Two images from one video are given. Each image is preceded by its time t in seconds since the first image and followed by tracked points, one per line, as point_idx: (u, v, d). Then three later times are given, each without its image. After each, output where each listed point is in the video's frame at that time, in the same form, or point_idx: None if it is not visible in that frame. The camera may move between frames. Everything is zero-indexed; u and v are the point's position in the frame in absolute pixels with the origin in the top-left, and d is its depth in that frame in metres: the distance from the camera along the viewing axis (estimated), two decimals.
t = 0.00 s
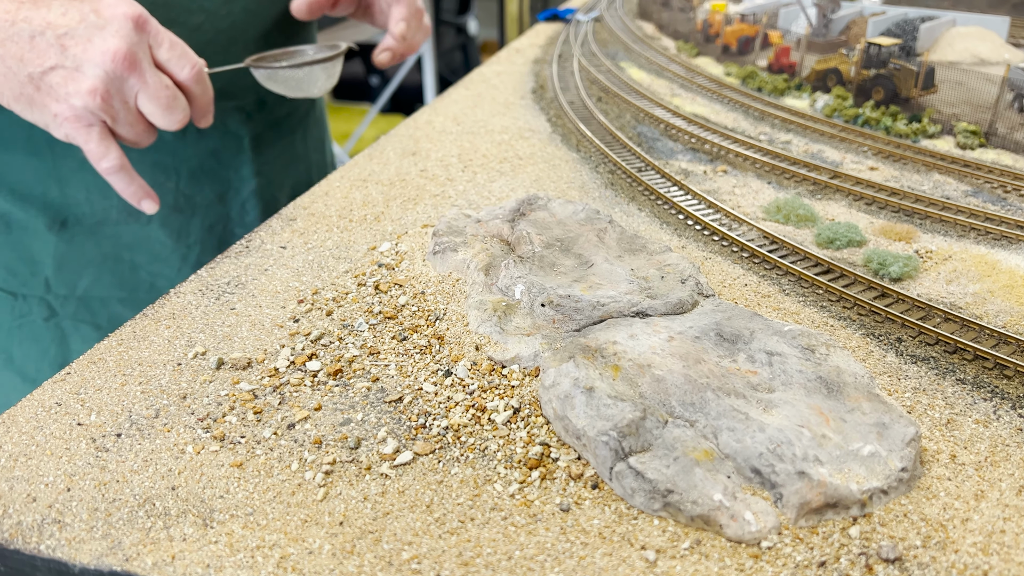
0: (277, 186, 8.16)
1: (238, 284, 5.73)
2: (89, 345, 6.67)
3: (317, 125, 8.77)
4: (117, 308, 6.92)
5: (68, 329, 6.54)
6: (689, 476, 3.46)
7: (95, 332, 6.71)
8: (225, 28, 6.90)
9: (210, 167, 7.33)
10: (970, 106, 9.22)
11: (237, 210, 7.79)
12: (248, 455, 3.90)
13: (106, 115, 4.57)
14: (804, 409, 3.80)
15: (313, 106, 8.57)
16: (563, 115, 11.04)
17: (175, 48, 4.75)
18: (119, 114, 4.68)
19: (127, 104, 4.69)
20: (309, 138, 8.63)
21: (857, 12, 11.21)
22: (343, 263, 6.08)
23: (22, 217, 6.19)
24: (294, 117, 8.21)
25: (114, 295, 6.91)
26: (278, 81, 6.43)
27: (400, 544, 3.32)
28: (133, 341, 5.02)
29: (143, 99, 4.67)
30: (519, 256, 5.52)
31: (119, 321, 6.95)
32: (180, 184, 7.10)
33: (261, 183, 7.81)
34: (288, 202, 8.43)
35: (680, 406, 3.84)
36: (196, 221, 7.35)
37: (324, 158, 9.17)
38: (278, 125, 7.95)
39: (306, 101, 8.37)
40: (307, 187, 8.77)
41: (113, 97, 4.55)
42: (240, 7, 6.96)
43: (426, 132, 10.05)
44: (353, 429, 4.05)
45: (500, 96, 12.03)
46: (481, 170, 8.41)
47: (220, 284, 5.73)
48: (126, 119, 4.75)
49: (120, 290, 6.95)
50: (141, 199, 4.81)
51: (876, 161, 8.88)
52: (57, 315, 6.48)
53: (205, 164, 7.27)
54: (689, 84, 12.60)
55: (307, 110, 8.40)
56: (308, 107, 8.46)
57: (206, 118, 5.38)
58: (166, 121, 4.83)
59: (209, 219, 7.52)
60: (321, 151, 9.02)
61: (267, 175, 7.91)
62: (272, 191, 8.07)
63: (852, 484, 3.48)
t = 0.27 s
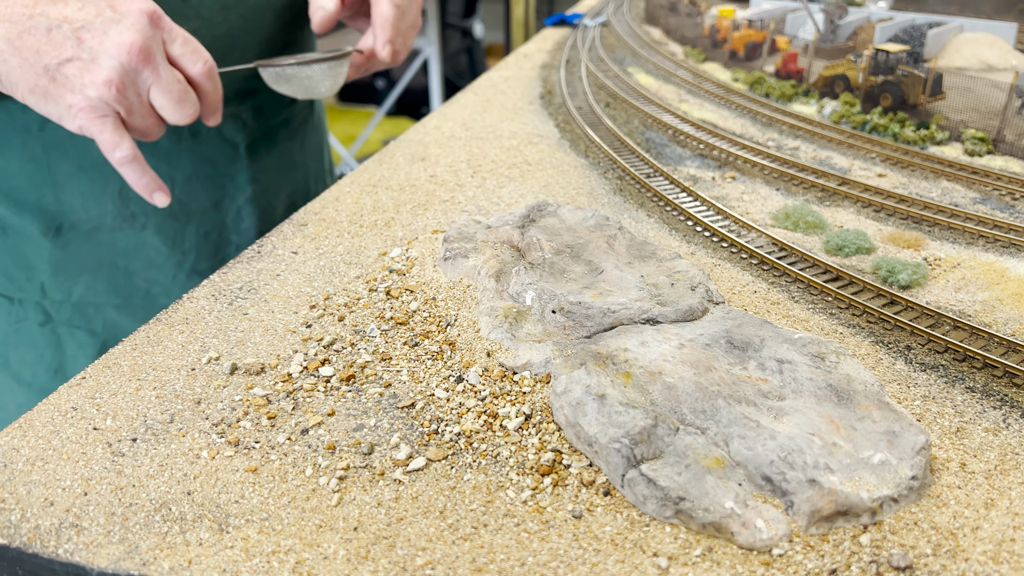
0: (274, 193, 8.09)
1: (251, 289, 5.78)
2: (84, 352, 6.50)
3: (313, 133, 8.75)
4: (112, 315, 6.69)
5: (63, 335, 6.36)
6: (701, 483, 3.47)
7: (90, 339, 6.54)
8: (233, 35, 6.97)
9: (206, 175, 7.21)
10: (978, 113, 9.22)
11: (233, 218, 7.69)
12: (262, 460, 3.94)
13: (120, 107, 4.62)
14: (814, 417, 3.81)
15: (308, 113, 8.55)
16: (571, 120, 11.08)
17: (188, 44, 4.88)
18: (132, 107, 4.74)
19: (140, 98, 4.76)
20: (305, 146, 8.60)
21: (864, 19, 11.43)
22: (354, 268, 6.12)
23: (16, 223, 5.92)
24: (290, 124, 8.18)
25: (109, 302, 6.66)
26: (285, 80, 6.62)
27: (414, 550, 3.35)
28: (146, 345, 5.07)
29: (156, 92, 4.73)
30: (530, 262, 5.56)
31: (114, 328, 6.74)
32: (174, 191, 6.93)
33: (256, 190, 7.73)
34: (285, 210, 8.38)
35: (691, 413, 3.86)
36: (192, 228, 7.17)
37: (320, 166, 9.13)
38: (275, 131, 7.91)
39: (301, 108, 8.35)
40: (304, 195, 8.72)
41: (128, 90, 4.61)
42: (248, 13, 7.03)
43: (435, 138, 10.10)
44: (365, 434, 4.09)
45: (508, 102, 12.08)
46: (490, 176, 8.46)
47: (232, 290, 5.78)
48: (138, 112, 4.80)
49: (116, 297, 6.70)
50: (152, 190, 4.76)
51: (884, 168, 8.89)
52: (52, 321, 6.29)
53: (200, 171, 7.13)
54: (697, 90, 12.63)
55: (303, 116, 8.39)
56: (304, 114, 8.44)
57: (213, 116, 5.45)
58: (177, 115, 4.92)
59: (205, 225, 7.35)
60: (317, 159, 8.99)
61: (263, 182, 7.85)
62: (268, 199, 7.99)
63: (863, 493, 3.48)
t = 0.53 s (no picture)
0: (273, 202, 8.19)
1: (268, 292, 5.84)
2: (83, 356, 6.52)
3: (314, 140, 8.85)
4: (111, 318, 6.73)
5: (62, 338, 6.39)
6: (719, 486, 3.49)
7: (90, 343, 6.56)
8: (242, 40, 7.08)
9: (205, 182, 7.33)
10: (989, 117, 9.21)
11: (232, 224, 7.79)
12: (284, 462, 3.98)
13: (135, 99, 4.86)
14: (831, 420, 3.83)
15: (309, 122, 8.65)
16: (582, 124, 11.13)
17: (203, 41, 5.18)
18: (146, 100, 4.97)
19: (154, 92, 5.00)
20: (306, 154, 8.70)
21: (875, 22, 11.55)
22: (370, 271, 6.18)
23: (17, 226, 6.04)
24: (291, 132, 8.29)
25: (108, 306, 6.72)
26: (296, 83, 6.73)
27: (435, 550, 3.38)
28: (166, 347, 5.11)
29: (170, 86, 5.00)
30: (545, 265, 5.61)
31: (113, 332, 6.78)
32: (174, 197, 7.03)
33: (256, 198, 7.84)
34: (286, 217, 8.48)
35: (708, 417, 3.89)
36: (190, 234, 7.29)
37: (322, 173, 9.23)
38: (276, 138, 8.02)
39: (302, 117, 8.45)
40: (305, 203, 8.81)
41: (143, 83, 4.85)
42: (257, 18, 7.15)
43: (447, 142, 10.16)
44: (385, 436, 4.13)
45: (519, 106, 12.13)
46: (502, 180, 8.51)
47: (250, 292, 5.84)
48: (151, 105, 5.03)
49: (115, 300, 6.77)
50: (163, 184, 4.96)
51: (895, 172, 8.90)
52: (52, 324, 6.34)
53: (199, 178, 7.25)
54: (707, 94, 12.66)
55: (303, 125, 8.48)
56: (304, 122, 8.54)
57: (225, 113, 5.78)
58: (189, 109, 5.18)
59: (204, 232, 7.46)
60: (318, 166, 9.08)
61: (262, 190, 7.96)
62: (268, 207, 8.09)
63: (880, 496, 3.49)
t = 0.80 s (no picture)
0: (279, 205, 8.13)
1: (284, 296, 5.89)
2: (88, 358, 6.84)
3: (320, 144, 8.79)
4: (115, 321, 6.96)
5: (67, 340, 6.71)
6: (737, 489, 3.51)
7: (94, 346, 6.86)
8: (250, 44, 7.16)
9: (209, 187, 7.34)
10: (999, 121, 9.22)
11: (237, 228, 7.76)
12: (303, 464, 3.98)
13: (143, 93, 4.94)
14: (847, 424, 3.84)
15: (315, 124, 8.59)
16: (592, 128, 11.16)
17: (208, 33, 5.25)
18: (154, 93, 5.05)
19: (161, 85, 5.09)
20: (312, 157, 8.63)
21: (883, 26, 11.58)
22: (384, 275, 6.24)
23: (24, 230, 6.27)
24: (297, 135, 8.24)
25: (113, 310, 6.94)
26: (300, 84, 6.79)
27: (455, 552, 3.40)
28: (183, 350, 5.13)
29: (177, 79, 5.08)
30: (559, 269, 5.66)
31: (118, 335, 7.03)
32: (178, 201, 7.06)
33: (260, 202, 7.80)
34: (290, 221, 8.40)
35: (725, 421, 3.91)
36: (195, 238, 7.32)
37: (328, 176, 9.16)
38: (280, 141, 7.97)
39: (307, 120, 8.40)
40: (311, 206, 8.75)
41: (150, 76, 4.93)
42: (267, 23, 7.25)
43: (458, 146, 10.21)
44: (403, 439, 4.16)
45: (529, 110, 12.18)
46: (514, 184, 8.57)
47: (266, 296, 5.89)
48: (160, 98, 5.12)
49: (119, 304, 6.96)
50: (175, 178, 5.08)
51: (906, 176, 8.90)
52: (57, 326, 6.65)
53: (204, 182, 7.28)
54: (717, 97, 12.68)
55: (309, 128, 8.43)
56: (309, 125, 8.48)
57: (232, 104, 5.80)
58: (197, 101, 5.28)
59: (208, 236, 7.48)
60: (325, 169, 9.01)
61: (267, 194, 7.91)
62: (273, 211, 8.04)
63: (898, 499, 3.49)
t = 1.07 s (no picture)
0: (292, 205, 8.11)
1: (304, 293, 5.91)
2: (102, 358, 6.92)
3: (333, 144, 8.79)
4: (129, 321, 7.00)
5: (82, 340, 6.80)
6: (764, 486, 3.50)
7: (108, 346, 6.93)
8: (267, 45, 7.22)
9: (223, 186, 7.37)
10: (1017, 119, 9.17)
11: (250, 227, 7.73)
12: (328, 460, 3.97)
13: (153, 88, 5.06)
14: (873, 421, 3.84)
15: (329, 125, 8.61)
16: (607, 127, 11.15)
17: (218, 29, 5.34)
18: (165, 89, 5.17)
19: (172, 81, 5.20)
20: (326, 157, 8.62)
21: (896, 26, 11.41)
22: (403, 273, 6.27)
23: (40, 229, 6.36)
24: (311, 135, 8.25)
25: (127, 310, 6.98)
26: (320, 87, 6.74)
27: (483, 548, 3.38)
28: (205, 348, 5.16)
29: (186, 74, 5.19)
30: (578, 267, 5.68)
31: (133, 335, 7.07)
32: (192, 201, 7.09)
33: (274, 202, 7.79)
34: (303, 221, 8.36)
35: (750, 417, 3.91)
36: (208, 237, 7.33)
37: (341, 177, 9.14)
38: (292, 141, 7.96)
39: (321, 120, 8.42)
40: (324, 207, 8.72)
41: (160, 72, 5.04)
42: (284, 24, 7.32)
43: (473, 145, 10.24)
44: (427, 435, 4.17)
45: (543, 109, 12.18)
46: (530, 183, 8.58)
47: (286, 293, 5.91)
48: (171, 94, 5.23)
49: (133, 304, 7.00)
50: (183, 175, 5.19)
51: (923, 174, 8.85)
52: (72, 326, 6.74)
53: (217, 181, 7.31)
54: (731, 97, 12.65)
55: (322, 128, 8.43)
56: (323, 125, 8.50)
57: (241, 102, 5.90)
58: (206, 97, 5.37)
59: (222, 235, 7.48)
60: (338, 170, 9.01)
61: (281, 193, 7.90)
62: (286, 210, 8.01)
63: (926, 496, 3.47)
